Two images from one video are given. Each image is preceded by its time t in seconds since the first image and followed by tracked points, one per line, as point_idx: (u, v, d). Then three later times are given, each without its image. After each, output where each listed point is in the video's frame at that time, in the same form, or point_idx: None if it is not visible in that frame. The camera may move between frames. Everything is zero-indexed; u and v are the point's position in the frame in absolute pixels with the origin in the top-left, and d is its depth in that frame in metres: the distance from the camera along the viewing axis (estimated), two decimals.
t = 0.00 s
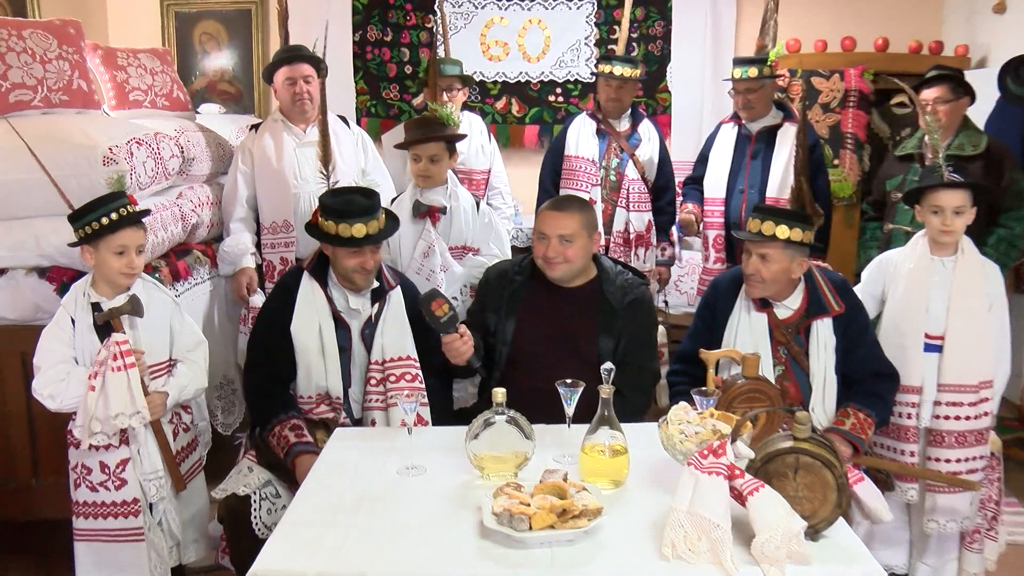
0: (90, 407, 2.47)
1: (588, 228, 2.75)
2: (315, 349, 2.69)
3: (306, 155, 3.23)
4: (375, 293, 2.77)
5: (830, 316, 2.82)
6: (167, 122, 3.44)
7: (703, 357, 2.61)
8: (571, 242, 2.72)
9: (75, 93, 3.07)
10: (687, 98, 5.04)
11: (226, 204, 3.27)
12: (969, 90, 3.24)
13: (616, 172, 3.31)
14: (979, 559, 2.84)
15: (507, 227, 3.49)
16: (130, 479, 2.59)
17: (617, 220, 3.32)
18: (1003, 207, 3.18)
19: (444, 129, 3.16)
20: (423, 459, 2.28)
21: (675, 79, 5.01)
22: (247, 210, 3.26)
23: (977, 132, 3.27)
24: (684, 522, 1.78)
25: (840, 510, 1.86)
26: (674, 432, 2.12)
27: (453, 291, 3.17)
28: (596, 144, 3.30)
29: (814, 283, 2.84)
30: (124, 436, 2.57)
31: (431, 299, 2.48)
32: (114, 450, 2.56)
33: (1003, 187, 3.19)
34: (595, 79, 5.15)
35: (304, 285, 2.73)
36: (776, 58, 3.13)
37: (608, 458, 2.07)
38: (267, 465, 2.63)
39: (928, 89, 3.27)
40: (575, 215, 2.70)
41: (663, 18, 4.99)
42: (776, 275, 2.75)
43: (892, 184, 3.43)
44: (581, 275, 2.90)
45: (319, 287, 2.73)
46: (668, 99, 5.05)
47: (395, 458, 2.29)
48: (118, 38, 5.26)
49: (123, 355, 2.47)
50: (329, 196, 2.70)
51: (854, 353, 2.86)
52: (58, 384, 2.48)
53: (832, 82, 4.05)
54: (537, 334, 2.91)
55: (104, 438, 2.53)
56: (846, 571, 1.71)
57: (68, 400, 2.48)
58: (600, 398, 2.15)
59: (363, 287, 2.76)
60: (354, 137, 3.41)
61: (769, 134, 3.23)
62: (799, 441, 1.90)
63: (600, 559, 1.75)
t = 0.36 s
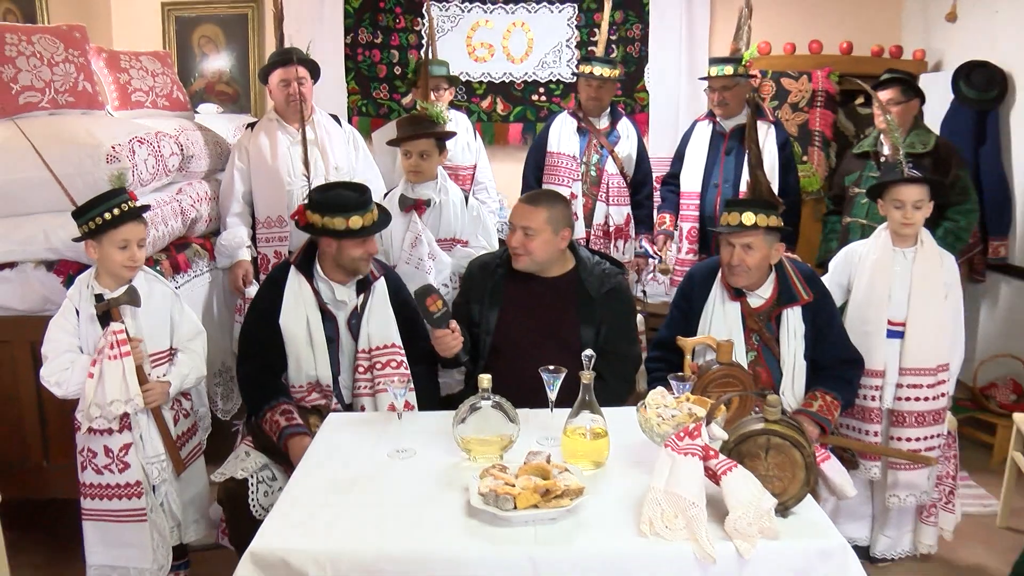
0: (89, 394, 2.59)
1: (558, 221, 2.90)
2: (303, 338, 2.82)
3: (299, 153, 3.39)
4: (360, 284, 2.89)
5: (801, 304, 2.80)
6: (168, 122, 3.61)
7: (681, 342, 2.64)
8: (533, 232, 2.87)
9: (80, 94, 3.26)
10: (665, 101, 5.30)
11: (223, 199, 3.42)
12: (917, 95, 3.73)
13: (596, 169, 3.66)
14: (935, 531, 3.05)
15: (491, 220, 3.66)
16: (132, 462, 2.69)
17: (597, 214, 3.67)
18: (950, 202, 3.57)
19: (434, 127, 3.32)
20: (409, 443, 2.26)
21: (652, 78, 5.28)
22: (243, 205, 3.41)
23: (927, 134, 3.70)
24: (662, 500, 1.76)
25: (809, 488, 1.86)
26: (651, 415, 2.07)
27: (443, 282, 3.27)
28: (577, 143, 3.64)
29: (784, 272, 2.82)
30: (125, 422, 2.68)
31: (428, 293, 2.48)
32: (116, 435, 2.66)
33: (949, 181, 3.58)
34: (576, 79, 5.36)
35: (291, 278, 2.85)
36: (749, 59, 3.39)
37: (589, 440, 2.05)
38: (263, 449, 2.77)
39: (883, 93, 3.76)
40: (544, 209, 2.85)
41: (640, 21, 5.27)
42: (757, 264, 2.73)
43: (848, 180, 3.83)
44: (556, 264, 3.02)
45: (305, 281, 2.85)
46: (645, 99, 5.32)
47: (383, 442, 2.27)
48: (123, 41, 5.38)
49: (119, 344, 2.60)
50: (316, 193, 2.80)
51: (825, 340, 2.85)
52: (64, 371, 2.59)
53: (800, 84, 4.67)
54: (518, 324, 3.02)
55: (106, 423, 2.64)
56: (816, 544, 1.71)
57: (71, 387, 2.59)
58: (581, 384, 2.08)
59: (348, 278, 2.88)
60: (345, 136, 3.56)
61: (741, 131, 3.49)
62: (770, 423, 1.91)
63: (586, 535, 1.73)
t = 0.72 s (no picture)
0: (99, 382, 2.61)
1: (546, 214, 2.86)
2: (303, 327, 2.83)
3: (296, 145, 3.42)
4: (361, 273, 2.89)
5: (796, 295, 2.80)
6: (165, 115, 3.64)
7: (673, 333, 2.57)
8: (516, 226, 2.83)
9: (78, 87, 3.28)
10: (661, 95, 5.33)
11: (220, 191, 3.46)
12: (903, 87, 3.81)
13: (591, 160, 3.75)
14: (924, 519, 3.06)
15: (487, 212, 3.71)
16: (139, 452, 2.71)
17: (592, 205, 3.76)
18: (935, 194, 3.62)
19: (432, 119, 3.32)
20: (407, 433, 2.29)
21: (647, 71, 5.30)
22: (240, 197, 3.44)
23: (912, 126, 3.73)
24: (657, 489, 1.78)
25: (801, 478, 1.89)
26: (646, 405, 2.10)
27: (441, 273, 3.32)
28: (571, 134, 3.73)
29: (781, 264, 2.81)
30: (132, 411, 2.69)
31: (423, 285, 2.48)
32: (124, 425, 2.68)
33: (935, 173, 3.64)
34: (571, 71, 5.37)
35: (294, 266, 2.86)
36: (742, 52, 3.44)
37: (584, 431, 2.07)
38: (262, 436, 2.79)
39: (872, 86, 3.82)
40: (523, 202, 2.80)
41: (635, 14, 5.30)
42: (763, 252, 2.72)
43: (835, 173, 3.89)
44: (546, 254, 2.99)
45: (308, 267, 2.85)
46: (640, 91, 5.36)
47: (382, 432, 2.30)
48: (120, 34, 5.39)
49: (127, 332, 2.62)
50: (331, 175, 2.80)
51: (818, 330, 2.86)
52: (67, 363, 2.60)
53: (794, 77, 4.71)
54: (510, 316, 3.01)
55: (113, 412, 2.66)
56: (808, 532, 1.74)
57: (76, 377, 2.61)
58: (577, 374, 2.14)
59: (351, 266, 2.88)
60: (343, 128, 3.59)
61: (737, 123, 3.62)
62: (763, 413, 1.93)
63: (580, 523, 1.77)
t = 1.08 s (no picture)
0: (109, 378, 2.61)
1: (544, 214, 2.85)
2: (303, 322, 2.82)
3: (296, 138, 3.41)
4: (362, 269, 2.87)
5: (796, 288, 2.80)
6: (164, 109, 3.63)
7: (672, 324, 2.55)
8: (513, 228, 2.82)
9: (77, 81, 3.28)
10: (661, 89, 5.32)
11: (220, 185, 3.46)
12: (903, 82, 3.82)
13: (590, 156, 3.75)
14: (926, 513, 3.06)
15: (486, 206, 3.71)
16: (145, 447, 2.71)
17: (592, 199, 3.76)
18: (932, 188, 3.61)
19: (432, 113, 3.32)
20: (407, 427, 2.29)
21: (647, 65, 5.30)
22: (240, 191, 3.44)
23: (910, 120, 3.74)
24: (656, 483, 1.78)
25: (800, 472, 1.89)
26: (646, 399, 2.10)
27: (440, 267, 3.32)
28: (571, 129, 3.72)
29: (780, 256, 2.82)
30: (138, 407, 2.70)
31: (425, 287, 2.49)
32: (130, 420, 2.68)
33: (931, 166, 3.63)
34: (571, 65, 5.36)
35: (293, 260, 2.85)
36: (743, 45, 3.49)
37: (583, 425, 2.07)
38: (258, 428, 2.77)
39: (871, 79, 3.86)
40: (521, 204, 2.79)
41: (635, 8, 5.27)
42: (765, 241, 2.72)
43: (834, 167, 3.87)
44: (544, 254, 2.98)
45: (308, 262, 2.84)
46: (640, 85, 5.36)
47: (381, 426, 2.31)
48: (118, 28, 5.37)
49: (134, 328, 2.64)
50: (328, 176, 2.77)
51: (817, 324, 2.86)
52: (71, 360, 2.59)
53: (794, 71, 4.72)
54: (509, 311, 3.02)
55: (121, 409, 2.65)
56: (807, 527, 1.74)
57: (81, 374, 2.60)
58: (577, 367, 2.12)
59: (351, 262, 2.87)
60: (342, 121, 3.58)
61: (738, 117, 3.62)
62: (763, 407, 1.93)
63: (579, 518, 1.77)
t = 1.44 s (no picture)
0: (104, 376, 2.61)
1: (547, 212, 2.85)
2: (305, 319, 2.84)
3: (296, 136, 3.41)
4: (361, 265, 2.87)
5: (795, 286, 2.80)
6: (164, 106, 3.63)
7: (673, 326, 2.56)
8: (516, 227, 2.82)
9: (76, 79, 3.28)
10: (661, 86, 5.32)
11: (220, 182, 3.46)
12: (905, 79, 3.82)
13: (589, 154, 3.76)
14: (925, 511, 3.07)
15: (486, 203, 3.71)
16: (142, 445, 2.71)
17: (592, 195, 3.77)
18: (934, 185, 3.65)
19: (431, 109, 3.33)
20: (407, 424, 2.30)
21: (647, 62, 5.29)
22: (240, 189, 3.45)
23: (913, 117, 3.80)
24: (656, 481, 1.79)
25: (801, 469, 1.89)
26: (646, 397, 2.10)
27: (437, 264, 3.31)
28: (571, 126, 3.73)
29: (779, 254, 2.82)
30: (135, 405, 2.69)
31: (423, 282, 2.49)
32: (127, 418, 2.68)
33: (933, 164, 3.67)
34: (571, 62, 5.36)
35: (293, 258, 2.85)
36: (745, 42, 3.48)
37: (584, 422, 2.07)
38: (262, 429, 2.77)
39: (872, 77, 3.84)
40: (525, 203, 2.79)
41: (635, 5, 5.26)
42: (764, 239, 2.72)
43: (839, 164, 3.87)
44: (546, 253, 2.98)
45: (306, 259, 2.84)
46: (640, 82, 5.36)
47: (381, 423, 2.31)
48: (118, 25, 5.36)
49: (132, 327, 2.62)
50: (324, 173, 2.78)
51: (817, 321, 2.85)
52: (70, 358, 2.60)
53: (794, 69, 4.71)
54: (509, 308, 3.01)
55: (117, 406, 2.65)
56: (807, 524, 1.74)
57: (79, 372, 2.60)
58: (577, 365, 2.12)
59: (348, 260, 2.86)
60: (342, 119, 3.58)
61: (738, 114, 3.63)
62: (763, 404, 1.93)
63: (579, 515, 1.77)
